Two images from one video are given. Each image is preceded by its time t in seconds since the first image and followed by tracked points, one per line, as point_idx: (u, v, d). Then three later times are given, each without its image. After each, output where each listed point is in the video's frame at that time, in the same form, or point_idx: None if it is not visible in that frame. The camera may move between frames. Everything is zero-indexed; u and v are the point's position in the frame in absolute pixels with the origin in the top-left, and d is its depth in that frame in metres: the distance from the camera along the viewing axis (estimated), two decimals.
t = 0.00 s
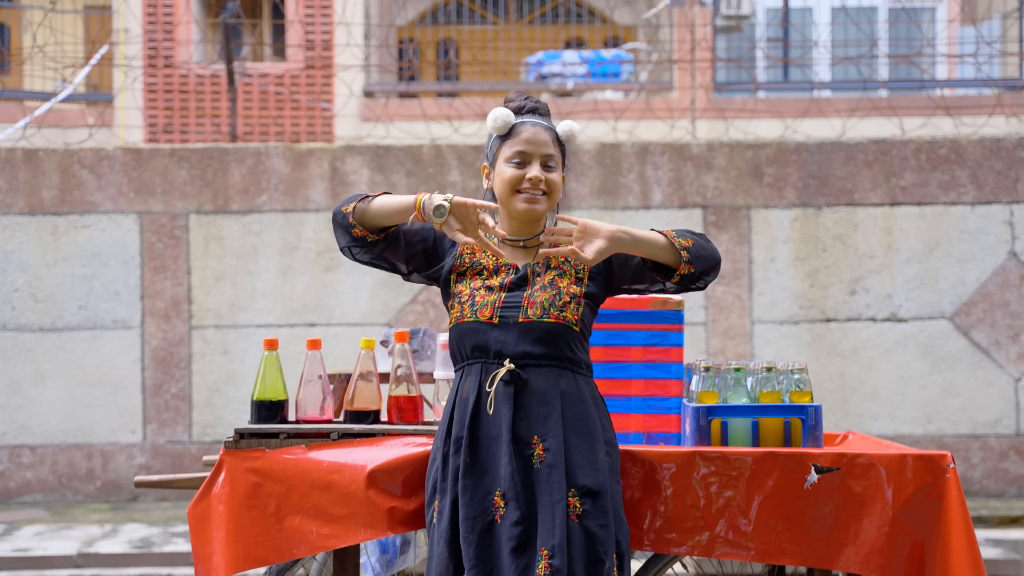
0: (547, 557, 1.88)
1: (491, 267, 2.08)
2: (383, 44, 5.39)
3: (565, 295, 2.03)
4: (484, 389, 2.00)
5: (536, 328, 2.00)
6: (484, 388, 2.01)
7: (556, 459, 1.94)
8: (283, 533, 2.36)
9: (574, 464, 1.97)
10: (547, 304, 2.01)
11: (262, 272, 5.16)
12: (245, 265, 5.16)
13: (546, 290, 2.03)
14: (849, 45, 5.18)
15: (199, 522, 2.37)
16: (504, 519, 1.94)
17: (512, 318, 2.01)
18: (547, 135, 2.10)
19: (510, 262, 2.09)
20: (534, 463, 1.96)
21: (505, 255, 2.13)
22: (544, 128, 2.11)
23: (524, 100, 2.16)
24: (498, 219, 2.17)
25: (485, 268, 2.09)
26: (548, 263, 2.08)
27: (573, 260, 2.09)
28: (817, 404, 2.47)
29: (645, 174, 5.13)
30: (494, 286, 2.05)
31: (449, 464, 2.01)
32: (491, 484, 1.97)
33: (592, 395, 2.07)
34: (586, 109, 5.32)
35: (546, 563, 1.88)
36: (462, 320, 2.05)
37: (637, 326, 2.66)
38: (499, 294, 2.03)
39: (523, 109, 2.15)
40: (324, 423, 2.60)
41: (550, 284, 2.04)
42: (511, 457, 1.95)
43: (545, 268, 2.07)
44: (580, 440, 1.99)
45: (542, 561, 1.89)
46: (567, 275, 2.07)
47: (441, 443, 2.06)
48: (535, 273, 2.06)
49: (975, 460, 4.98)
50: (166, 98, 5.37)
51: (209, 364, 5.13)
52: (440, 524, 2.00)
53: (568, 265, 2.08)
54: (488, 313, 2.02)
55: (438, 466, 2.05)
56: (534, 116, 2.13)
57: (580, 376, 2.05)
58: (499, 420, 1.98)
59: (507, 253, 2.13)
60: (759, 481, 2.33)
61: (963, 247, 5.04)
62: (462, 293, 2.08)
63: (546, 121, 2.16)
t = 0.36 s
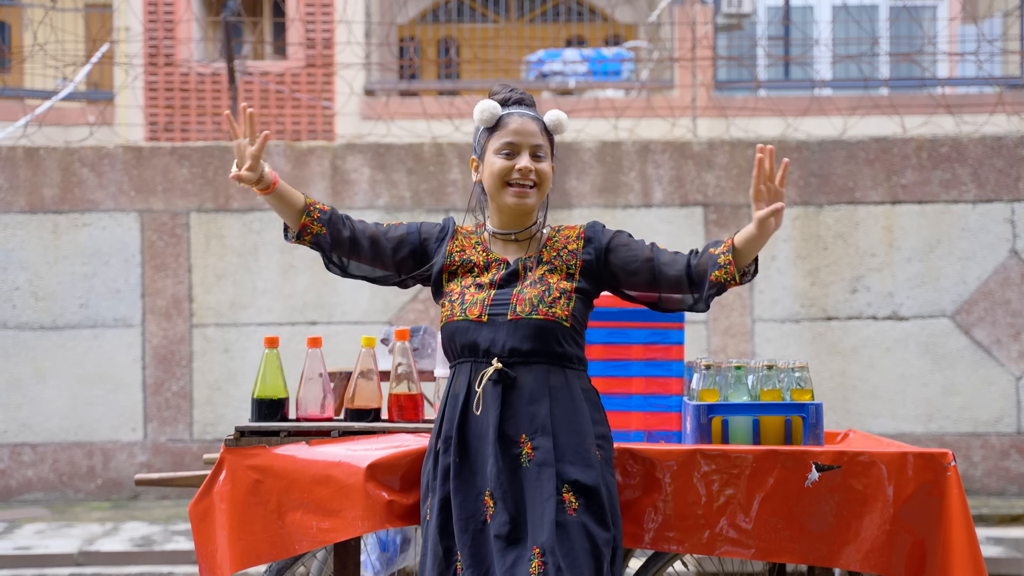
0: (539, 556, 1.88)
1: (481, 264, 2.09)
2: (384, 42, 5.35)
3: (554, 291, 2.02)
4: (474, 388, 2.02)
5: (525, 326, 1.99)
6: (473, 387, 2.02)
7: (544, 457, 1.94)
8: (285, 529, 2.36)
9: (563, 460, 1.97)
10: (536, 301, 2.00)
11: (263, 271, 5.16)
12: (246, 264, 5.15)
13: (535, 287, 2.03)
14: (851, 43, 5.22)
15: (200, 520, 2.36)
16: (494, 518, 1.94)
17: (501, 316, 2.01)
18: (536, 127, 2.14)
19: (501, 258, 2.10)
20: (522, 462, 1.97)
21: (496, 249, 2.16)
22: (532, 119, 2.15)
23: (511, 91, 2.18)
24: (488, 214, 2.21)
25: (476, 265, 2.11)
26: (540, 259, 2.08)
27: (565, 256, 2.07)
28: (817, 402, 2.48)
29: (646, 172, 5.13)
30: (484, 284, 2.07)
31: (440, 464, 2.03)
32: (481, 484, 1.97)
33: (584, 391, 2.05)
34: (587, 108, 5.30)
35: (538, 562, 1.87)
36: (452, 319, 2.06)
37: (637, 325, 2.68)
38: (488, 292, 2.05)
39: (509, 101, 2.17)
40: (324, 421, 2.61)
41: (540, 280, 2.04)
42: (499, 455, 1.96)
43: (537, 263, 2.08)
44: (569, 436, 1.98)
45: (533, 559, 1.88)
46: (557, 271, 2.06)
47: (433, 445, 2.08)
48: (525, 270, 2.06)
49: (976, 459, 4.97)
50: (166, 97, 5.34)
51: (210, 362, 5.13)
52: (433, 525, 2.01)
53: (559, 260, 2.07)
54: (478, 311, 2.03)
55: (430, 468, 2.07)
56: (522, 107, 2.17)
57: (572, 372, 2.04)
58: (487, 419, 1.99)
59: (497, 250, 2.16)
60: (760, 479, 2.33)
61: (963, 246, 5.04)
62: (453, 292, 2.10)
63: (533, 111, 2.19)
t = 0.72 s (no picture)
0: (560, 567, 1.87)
1: (468, 273, 2.02)
2: (384, 41, 5.29)
3: (543, 303, 1.96)
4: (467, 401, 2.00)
5: (513, 340, 1.95)
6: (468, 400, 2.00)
7: (541, 467, 1.91)
8: (286, 528, 2.37)
9: (566, 468, 1.93)
10: (523, 314, 1.94)
11: (263, 269, 5.16)
12: (246, 262, 5.15)
13: (524, 298, 1.96)
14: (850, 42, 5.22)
15: (201, 518, 2.36)
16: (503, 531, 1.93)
17: (489, 331, 1.96)
18: (516, 116, 2.11)
19: (488, 263, 2.03)
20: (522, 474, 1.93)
21: (489, 252, 2.08)
22: (515, 110, 2.13)
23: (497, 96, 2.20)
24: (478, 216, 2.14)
25: (462, 274, 2.03)
26: (531, 265, 2.00)
27: (557, 266, 1.99)
28: (819, 400, 2.48)
29: (647, 170, 5.12)
30: (471, 294, 2.00)
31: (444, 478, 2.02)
32: (485, 498, 1.96)
33: (569, 393, 1.98)
34: (587, 106, 5.32)
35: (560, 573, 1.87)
36: (442, 333, 2.02)
37: (639, 322, 2.67)
38: (476, 304, 1.98)
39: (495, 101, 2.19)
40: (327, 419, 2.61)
41: (528, 291, 1.96)
42: (498, 468, 1.93)
43: (528, 269, 1.99)
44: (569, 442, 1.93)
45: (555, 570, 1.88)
46: (547, 282, 1.98)
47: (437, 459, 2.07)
48: (513, 279, 1.99)
49: (976, 457, 4.98)
50: (166, 95, 5.40)
51: (210, 361, 5.13)
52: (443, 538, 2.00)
53: (550, 269, 1.99)
54: (466, 327, 1.98)
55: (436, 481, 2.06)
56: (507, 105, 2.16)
57: (566, 375, 1.99)
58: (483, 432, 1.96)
59: (487, 252, 2.08)
60: (763, 477, 2.34)
61: (964, 244, 5.04)
62: (443, 304, 2.05)
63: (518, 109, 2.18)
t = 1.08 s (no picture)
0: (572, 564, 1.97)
1: (511, 261, 2.00)
2: (385, 41, 5.30)
3: (586, 285, 2.07)
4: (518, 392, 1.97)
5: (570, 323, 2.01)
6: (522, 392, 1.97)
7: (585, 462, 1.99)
8: (285, 530, 2.40)
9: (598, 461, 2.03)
10: (576, 296, 2.03)
11: (264, 269, 5.16)
12: (246, 262, 5.15)
13: (571, 283, 2.04)
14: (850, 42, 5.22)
15: (200, 518, 2.35)
16: (527, 527, 1.94)
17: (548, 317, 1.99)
18: (514, 100, 2.11)
19: (523, 251, 2.04)
20: (562, 465, 1.99)
21: (511, 239, 2.07)
22: (510, 95, 2.12)
23: (491, 85, 2.19)
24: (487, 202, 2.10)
25: (502, 263, 1.99)
26: (564, 248, 2.08)
27: (585, 247, 2.12)
28: (820, 399, 2.48)
29: (646, 170, 5.12)
30: (518, 283, 1.99)
31: (467, 466, 1.97)
32: (520, 495, 1.95)
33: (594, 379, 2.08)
34: (587, 106, 5.32)
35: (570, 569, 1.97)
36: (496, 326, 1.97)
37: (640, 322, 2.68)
38: (527, 293, 1.99)
39: (489, 89, 2.18)
40: (327, 419, 2.61)
41: (571, 276, 2.05)
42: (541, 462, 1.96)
43: (562, 253, 2.07)
44: (603, 436, 2.06)
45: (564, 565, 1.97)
46: (582, 264, 2.10)
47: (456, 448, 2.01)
48: (557, 266, 2.04)
49: (976, 457, 4.98)
50: (166, 96, 5.42)
51: (211, 361, 5.13)
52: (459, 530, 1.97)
53: (581, 252, 2.10)
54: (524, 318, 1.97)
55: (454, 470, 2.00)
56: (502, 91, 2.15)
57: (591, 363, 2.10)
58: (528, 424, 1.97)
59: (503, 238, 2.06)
60: (763, 477, 2.35)
61: (964, 244, 5.04)
62: (487, 295, 1.98)
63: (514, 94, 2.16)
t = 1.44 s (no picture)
0: None
1: (556, 273, 1.94)
2: (385, 41, 5.24)
3: (626, 304, 1.99)
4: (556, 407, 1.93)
5: (608, 343, 1.94)
6: (556, 409, 1.93)
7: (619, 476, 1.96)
8: (286, 530, 2.42)
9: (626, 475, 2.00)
10: (616, 315, 1.95)
11: (264, 269, 5.16)
12: (246, 262, 5.15)
13: (614, 300, 1.95)
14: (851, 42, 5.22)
15: (199, 517, 2.37)
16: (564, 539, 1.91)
17: (587, 335, 1.91)
18: (540, 111, 2.00)
19: (566, 262, 1.97)
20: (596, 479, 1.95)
21: (557, 251, 2.01)
22: (530, 107, 2.02)
23: (500, 93, 2.08)
24: (531, 217, 2.04)
25: (549, 275, 1.93)
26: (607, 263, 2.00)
27: (627, 262, 2.04)
28: (819, 400, 2.48)
29: (646, 170, 5.12)
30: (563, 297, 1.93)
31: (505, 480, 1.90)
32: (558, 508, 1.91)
33: (621, 393, 2.04)
34: (587, 105, 5.31)
35: None
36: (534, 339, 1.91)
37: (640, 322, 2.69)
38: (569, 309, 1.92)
39: (502, 100, 2.07)
40: (326, 419, 2.61)
41: (616, 291, 1.96)
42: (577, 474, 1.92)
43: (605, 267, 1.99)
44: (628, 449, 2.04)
45: None
46: (623, 280, 2.02)
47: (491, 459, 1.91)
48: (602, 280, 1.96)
49: (976, 457, 4.98)
50: (166, 95, 5.45)
51: (210, 361, 5.13)
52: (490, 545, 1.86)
53: (624, 266, 2.03)
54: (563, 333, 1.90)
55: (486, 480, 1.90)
56: (521, 102, 2.04)
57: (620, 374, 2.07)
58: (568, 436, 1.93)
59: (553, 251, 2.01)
60: (762, 477, 2.35)
61: (964, 244, 5.04)
62: (528, 306, 1.93)
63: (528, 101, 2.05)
